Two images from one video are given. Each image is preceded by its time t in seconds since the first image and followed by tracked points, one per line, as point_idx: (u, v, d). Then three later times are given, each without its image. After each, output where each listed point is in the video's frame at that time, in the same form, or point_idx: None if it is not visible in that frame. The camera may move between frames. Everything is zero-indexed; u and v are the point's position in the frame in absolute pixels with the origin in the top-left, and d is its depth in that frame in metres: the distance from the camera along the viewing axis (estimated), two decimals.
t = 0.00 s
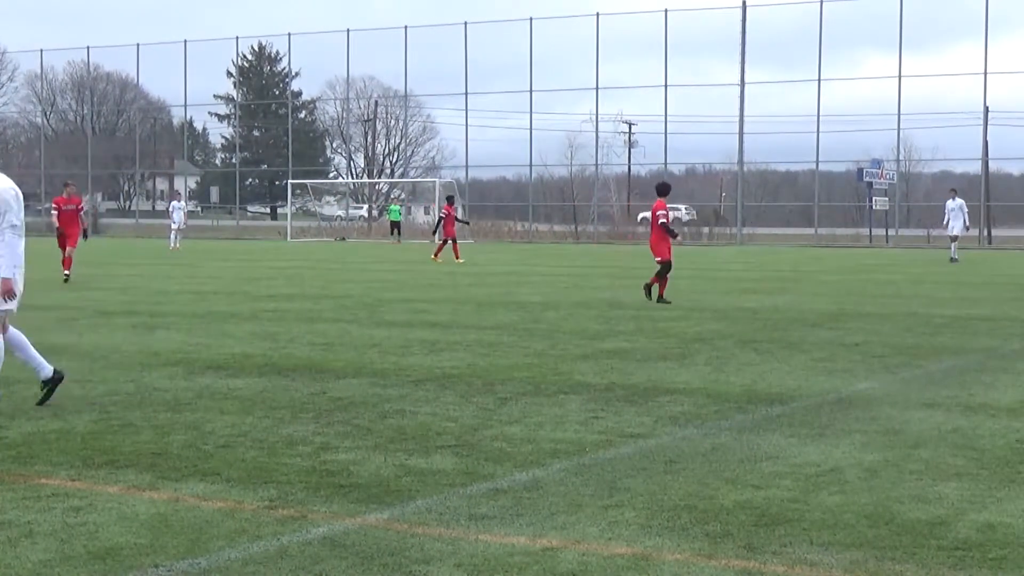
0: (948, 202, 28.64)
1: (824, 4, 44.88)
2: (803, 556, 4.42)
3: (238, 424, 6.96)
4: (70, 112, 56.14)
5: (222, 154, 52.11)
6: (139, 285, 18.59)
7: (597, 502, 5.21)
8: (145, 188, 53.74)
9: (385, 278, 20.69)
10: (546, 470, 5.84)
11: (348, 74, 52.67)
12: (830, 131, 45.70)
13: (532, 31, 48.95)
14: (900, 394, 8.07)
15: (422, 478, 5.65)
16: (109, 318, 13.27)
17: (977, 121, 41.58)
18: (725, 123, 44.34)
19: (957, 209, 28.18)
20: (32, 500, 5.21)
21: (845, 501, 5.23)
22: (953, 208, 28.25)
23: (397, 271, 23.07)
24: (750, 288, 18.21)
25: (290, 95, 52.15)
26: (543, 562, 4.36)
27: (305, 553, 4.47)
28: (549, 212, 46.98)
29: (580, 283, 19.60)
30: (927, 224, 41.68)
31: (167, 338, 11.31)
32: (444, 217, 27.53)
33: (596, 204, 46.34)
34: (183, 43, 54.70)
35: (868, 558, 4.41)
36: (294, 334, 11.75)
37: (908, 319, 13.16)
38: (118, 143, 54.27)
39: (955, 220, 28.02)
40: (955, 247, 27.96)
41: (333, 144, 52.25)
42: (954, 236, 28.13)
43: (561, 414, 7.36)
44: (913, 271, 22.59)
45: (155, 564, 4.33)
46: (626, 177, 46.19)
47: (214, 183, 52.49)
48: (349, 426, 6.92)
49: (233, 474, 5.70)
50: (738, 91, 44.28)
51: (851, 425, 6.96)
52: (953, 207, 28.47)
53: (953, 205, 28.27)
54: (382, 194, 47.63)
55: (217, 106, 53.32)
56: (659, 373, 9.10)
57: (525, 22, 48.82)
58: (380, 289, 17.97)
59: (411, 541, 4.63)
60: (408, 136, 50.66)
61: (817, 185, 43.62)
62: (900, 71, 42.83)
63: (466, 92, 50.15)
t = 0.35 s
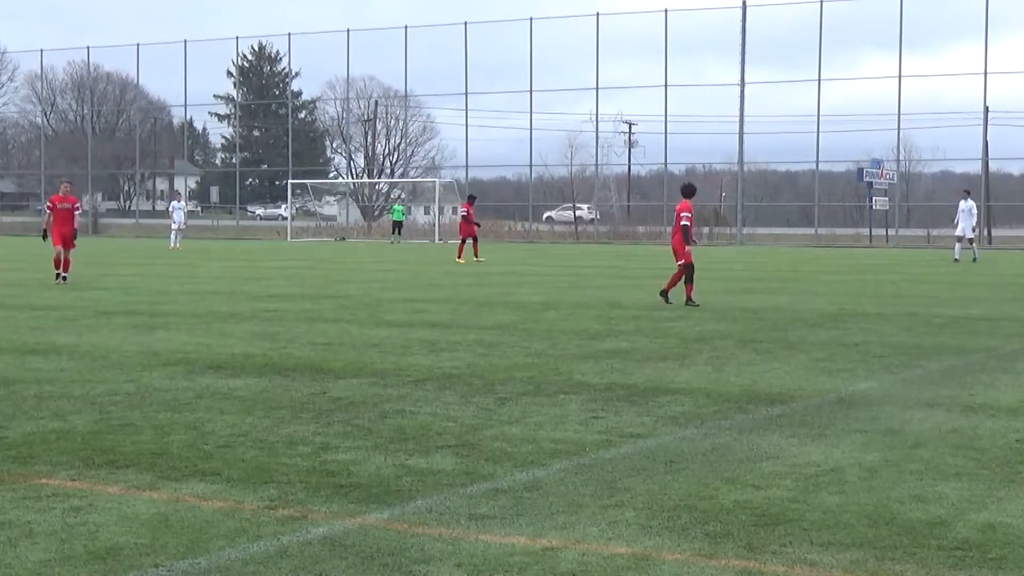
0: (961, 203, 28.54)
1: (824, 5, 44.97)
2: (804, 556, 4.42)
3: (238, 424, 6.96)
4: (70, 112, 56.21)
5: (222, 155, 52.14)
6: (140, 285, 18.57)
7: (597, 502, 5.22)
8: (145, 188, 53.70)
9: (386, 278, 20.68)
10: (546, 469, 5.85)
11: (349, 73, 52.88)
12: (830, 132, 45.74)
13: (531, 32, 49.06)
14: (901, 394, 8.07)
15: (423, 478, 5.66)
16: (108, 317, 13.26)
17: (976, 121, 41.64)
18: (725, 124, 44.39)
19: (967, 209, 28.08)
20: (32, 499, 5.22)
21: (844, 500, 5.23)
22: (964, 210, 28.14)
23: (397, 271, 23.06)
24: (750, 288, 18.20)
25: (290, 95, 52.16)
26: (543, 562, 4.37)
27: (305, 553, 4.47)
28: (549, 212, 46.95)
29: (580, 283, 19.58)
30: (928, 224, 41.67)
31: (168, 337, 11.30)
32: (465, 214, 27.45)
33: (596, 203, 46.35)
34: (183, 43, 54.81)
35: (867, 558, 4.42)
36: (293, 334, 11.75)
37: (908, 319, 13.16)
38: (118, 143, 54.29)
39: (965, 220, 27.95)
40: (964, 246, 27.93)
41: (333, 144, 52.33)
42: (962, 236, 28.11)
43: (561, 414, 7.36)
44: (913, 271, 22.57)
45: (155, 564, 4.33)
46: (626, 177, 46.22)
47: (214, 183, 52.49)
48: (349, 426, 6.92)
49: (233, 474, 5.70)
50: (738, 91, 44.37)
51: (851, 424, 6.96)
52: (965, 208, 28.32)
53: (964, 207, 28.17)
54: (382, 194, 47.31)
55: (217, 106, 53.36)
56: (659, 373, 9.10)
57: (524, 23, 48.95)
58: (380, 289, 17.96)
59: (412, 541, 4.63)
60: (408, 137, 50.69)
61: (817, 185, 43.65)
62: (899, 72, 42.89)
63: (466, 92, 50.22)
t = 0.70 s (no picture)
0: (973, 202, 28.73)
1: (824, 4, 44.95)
2: (804, 557, 4.42)
3: (238, 424, 6.96)
4: (70, 112, 56.22)
5: (222, 155, 52.16)
6: (139, 285, 18.57)
7: (596, 502, 5.22)
8: (145, 188, 53.69)
9: (386, 278, 20.69)
10: (546, 469, 5.84)
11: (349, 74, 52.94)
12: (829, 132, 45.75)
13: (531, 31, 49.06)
14: (901, 394, 8.07)
15: (422, 478, 5.66)
16: (109, 318, 13.27)
17: (977, 121, 41.65)
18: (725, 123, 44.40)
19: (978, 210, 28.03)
20: (31, 500, 5.22)
21: (845, 501, 5.23)
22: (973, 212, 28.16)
23: (397, 271, 23.08)
24: (751, 288, 18.20)
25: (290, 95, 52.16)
26: (543, 562, 4.37)
27: (306, 553, 4.47)
28: (549, 212, 46.93)
29: (580, 283, 19.58)
30: (928, 225, 41.65)
31: (168, 338, 11.30)
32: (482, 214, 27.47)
33: (596, 204, 46.31)
34: (183, 43, 54.84)
35: (867, 559, 4.42)
36: (294, 334, 11.75)
37: (908, 319, 13.16)
38: (118, 143, 54.28)
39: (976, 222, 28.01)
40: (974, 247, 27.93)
41: (333, 144, 52.38)
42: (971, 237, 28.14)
43: (561, 414, 7.36)
44: (914, 271, 22.57)
45: (155, 564, 4.32)
46: (627, 177, 46.22)
47: (214, 183, 52.49)
48: (349, 426, 6.92)
49: (233, 474, 5.71)
50: (738, 91, 44.40)
51: (852, 425, 6.96)
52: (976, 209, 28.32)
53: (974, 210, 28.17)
54: (382, 194, 47.23)
55: (217, 106, 53.36)
56: (659, 373, 9.09)
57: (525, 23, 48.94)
58: (381, 289, 17.96)
59: (411, 541, 4.63)
60: (408, 136, 50.69)
61: (817, 185, 43.65)
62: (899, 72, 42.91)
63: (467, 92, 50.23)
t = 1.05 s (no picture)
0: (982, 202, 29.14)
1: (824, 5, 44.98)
2: (804, 557, 4.42)
3: (238, 424, 6.96)
4: (70, 112, 56.23)
5: (222, 155, 52.19)
6: (139, 285, 18.57)
7: (596, 502, 5.22)
8: (145, 188, 53.69)
9: (385, 278, 20.69)
10: (546, 469, 5.84)
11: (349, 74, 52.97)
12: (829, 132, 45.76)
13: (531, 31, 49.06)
14: (900, 394, 8.08)
15: (422, 478, 5.65)
16: (109, 318, 13.27)
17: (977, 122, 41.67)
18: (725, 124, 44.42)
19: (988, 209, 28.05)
20: (31, 500, 5.21)
21: (845, 501, 5.23)
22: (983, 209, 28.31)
23: (397, 271, 23.10)
24: (750, 288, 18.21)
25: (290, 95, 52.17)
26: (543, 562, 4.36)
27: (306, 553, 4.47)
28: (548, 212, 46.94)
29: (580, 283, 19.58)
30: (928, 225, 41.62)
31: (168, 338, 11.31)
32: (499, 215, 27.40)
33: (596, 204, 46.30)
34: (183, 43, 54.84)
35: (867, 559, 4.42)
36: (294, 334, 11.75)
37: (907, 319, 13.16)
38: (118, 143, 54.29)
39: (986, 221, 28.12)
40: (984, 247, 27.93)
41: (332, 144, 52.34)
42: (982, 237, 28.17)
43: (561, 414, 7.36)
44: (914, 272, 22.57)
45: (154, 565, 4.32)
46: (627, 177, 46.23)
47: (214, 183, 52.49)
48: (349, 426, 6.92)
49: (233, 474, 5.71)
50: (738, 91, 44.45)
51: (851, 425, 6.96)
52: (985, 207, 28.65)
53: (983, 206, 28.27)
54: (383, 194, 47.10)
55: (217, 106, 53.36)
56: (659, 373, 9.10)
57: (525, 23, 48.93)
58: (380, 289, 17.96)
59: (411, 541, 4.63)
60: (408, 137, 50.66)
61: (817, 186, 43.65)
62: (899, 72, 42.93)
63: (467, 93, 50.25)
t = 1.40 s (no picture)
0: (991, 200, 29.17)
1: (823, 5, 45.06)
2: (804, 557, 4.42)
3: (237, 424, 6.95)
4: (70, 113, 56.22)
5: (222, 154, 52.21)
6: (139, 285, 18.56)
7: (596, 502, 5.21)
8: (145, 188, 53.69)
9: (385, 278, 20.69)
10: (546, 469, 5.84)
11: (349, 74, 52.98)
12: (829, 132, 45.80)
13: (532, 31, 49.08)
14: (901, 394, 8.08)
15: (422, 478, 5.65)
16: (108, 318, 13.27)
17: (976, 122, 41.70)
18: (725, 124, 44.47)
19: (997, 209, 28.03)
20: (31, 500, 5.21)
21: (845, 501, 5.23)
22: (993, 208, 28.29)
23: (397, 271, 23.10)
24: (751, 288, 18.20)
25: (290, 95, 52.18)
26: (543, 562, 4.36)
27: (305, 553, 4.47)
28: (548, 212, 46.91)
29: (579, 283, 19.58)
30: (928, 224, 41.59)
31: (168, 338, 11.30)
32: (516, 214, 27.31)
33: (597, 204, 46.26)
34: (183, 44, 54.84)
35: (867, 558, 4.41)
36: (294, 334, 11.75)
37: (907, 319, 13.16)
38: (118, 143, 54.29)
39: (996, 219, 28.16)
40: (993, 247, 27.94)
41: (333, 144, 52.14)
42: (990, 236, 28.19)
43: (561, 414, 7.36)
44: (913, 272, 22.58)
45: (154, 564, 4.33)
46: (627, 178, 46.24)
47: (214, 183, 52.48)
48: (349, 426, 6.92)
49: (233, 474, 5.70)
50: (738, 91, 44.51)
51: (851, 425, 6.96)
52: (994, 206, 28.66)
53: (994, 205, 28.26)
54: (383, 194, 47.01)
55: (217, 106, 53.37)
56: (659, 373, 9.10)
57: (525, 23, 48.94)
58: (380, 289, 17.96)
59: (411, 541, 4.63)
60: (408, 136, 50.68)
61: (817, 186, 43.67)
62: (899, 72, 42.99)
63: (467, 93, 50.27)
